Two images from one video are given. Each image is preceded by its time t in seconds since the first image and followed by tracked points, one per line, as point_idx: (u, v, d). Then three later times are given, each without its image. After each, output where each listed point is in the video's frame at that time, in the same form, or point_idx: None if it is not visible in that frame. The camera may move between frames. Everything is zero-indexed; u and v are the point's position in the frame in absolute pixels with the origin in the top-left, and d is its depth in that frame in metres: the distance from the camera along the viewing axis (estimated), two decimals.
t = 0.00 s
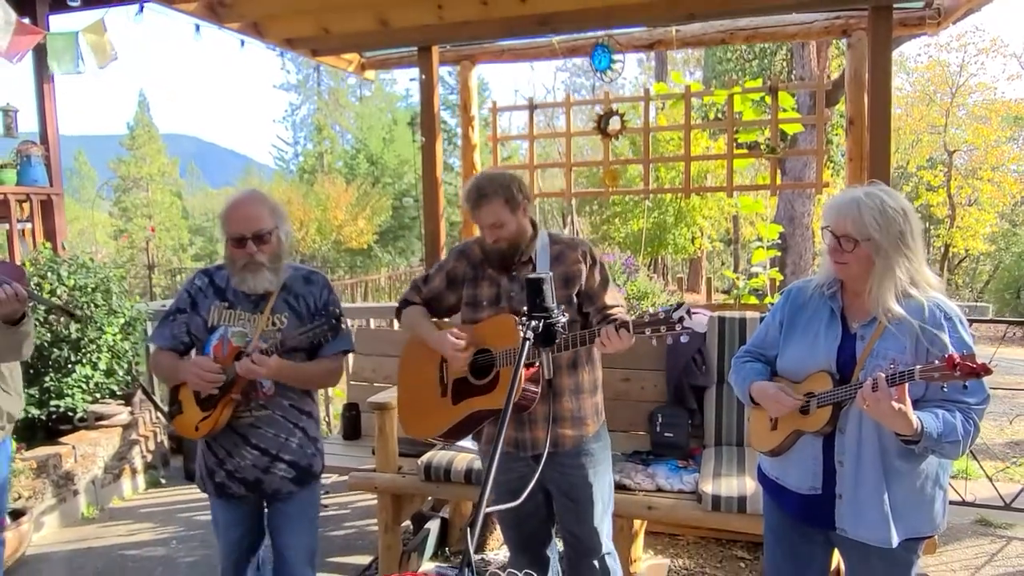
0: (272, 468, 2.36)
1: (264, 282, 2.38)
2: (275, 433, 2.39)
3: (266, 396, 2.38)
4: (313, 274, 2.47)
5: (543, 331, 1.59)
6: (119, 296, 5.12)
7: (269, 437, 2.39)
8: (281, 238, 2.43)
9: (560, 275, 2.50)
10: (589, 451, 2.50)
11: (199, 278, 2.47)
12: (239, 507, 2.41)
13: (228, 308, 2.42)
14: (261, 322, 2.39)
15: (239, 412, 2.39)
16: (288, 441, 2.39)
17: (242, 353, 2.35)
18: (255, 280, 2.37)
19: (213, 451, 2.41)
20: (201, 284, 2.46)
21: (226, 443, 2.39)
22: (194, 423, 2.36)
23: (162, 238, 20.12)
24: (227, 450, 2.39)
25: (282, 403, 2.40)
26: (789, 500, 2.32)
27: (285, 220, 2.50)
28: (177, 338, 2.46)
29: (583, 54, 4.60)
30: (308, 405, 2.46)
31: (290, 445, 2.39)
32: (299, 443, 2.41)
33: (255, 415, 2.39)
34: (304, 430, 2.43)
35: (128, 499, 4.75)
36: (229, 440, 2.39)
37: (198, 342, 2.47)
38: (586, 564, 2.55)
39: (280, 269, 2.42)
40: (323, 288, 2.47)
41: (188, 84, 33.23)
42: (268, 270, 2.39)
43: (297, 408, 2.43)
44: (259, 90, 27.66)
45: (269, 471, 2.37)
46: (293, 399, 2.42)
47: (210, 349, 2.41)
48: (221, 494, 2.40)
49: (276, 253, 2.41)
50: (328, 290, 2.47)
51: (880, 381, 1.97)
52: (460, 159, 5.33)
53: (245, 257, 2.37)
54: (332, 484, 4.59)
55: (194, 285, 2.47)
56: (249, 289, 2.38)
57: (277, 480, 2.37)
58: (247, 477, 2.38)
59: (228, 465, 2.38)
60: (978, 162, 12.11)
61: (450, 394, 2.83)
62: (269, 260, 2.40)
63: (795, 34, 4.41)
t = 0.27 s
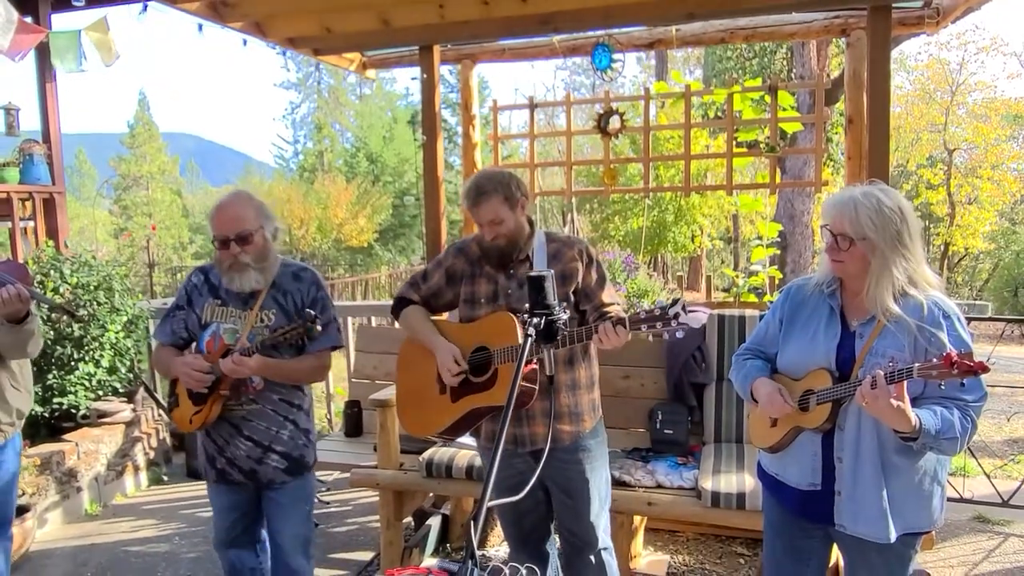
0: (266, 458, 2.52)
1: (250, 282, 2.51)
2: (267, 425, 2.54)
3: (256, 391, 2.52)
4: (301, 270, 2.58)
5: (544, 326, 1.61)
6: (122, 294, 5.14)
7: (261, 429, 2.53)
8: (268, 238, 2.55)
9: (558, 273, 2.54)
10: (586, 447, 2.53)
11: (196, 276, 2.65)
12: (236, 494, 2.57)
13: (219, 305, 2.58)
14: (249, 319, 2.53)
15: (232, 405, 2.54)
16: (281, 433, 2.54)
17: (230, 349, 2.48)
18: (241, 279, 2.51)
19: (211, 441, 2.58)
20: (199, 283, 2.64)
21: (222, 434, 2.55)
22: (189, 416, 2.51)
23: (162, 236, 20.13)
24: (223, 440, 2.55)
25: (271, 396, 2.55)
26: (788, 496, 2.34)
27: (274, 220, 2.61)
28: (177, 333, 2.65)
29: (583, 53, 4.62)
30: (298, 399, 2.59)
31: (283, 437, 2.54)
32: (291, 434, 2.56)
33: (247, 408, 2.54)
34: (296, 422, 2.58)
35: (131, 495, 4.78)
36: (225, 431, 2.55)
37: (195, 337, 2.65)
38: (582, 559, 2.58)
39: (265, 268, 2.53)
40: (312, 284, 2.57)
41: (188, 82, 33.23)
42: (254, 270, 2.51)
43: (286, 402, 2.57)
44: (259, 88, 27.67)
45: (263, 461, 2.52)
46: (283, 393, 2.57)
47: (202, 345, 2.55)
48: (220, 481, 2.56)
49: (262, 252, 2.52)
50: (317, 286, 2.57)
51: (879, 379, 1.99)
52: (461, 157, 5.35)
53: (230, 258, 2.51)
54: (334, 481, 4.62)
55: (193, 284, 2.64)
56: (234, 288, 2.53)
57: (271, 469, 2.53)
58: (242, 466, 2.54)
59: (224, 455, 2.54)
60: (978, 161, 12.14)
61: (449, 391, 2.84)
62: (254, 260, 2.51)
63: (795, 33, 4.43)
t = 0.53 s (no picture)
0: (259, 449, 2.54)
1: (239, 275, 2.52)
2: (259, 416, 2.55)
3: (249, 381, 2.54)
4: (289, 262, 2.58)
5: (545, 323, 1.62)
6: (123, 291, 5.16)
7: (254, 420, 2.55)
8: (258, 232, 2.55)
9: (556, 270, 2.54)
10: (582, 444, 2.54)
11: (192, 272, 2.66)
12: (232, 484, 2.61)
13: (213, 299, 2.59)
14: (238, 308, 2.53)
15: (226, 395, 2.56)
16: (274, 423, 2.56)
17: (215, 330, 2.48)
18: (231, 272, 2.51)
19: (206, 431, 2.61)
20: (194, 278, 2.65)
21: (216, 424, 2.58)
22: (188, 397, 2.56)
23: (162, 234, 20.15)
24: (217, 431, 2.58)
25: (264, 387, 2.56)
26: (786, 492, 2.36)
27: (265, 215, 2.62)
28: (177, 328, 2.66)
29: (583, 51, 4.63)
30: (292, 390, 2.60)
31: (275, 428, 2.56)
32: (284, 425, 2.58)
33: (239, 399, 2.56)
34: (289, 412, 2.59)
35: (132, 492, 4.80)
36: (219, 421, 2.57)
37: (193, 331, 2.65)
38: (574, 555, 2.59)
39: (255, 263, 2.54)
40: (301, 275, 2.57)
41: (188, 80, 33.22)
42: (242, 262, 2.51)
43: (280, 393, 2.58)
44: (260, 86, 27.66)
45: (257, 451, 2.55)
46: (277, 384, 2.58)
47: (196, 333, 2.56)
48: (216, 472, 2.59)
49: (251, 246, 2.53)
50: (306, 277, 2.56)
51: (878, 375, 2.00)
52: (461, 155, 5.36)
53: (219, 251, 2.52)
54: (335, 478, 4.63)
55: (188, 280, 2.66)
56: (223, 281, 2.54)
57: (264, 459, 2.55)
58: (237, 456, 2.56)
59: (218, 445, 2.57)
60: (978, 159, 12.15)
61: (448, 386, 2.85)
62: (244, 254, 2.52)
63: (795, 32, 4.44)
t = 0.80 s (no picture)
0: (253, 444, 2.55)
1: (234, 268, 2.53)
2: (252, 410, 2.56)
3: (241, 375, 2.55)
4: (284, 256, 2.58)
5: (542, 318, 1.63)
6: (123, 288, 5.17)
7: (248, 414, 2.56)
8: (254, 226, 2.56)
9: (555, 267, 2.53)
10: (580, 440, 2.55)
11: (192, 269, 2.68)
12: (228, 480, 2.62)
13: (210, 294, 2.60)
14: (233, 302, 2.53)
15: (218, 390, 2.56)
16: (266, 418, 2.56)
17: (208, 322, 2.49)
18: (226, 264, 2.53)
19: (201, 426, 2.62)
20: (194, 274, 2.67)
21: (211, 419, 2.59)
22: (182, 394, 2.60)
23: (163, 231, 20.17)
24: (212, 426, 2.59)
25: (256, 381, 2.56)
26: (783, 487, 2.36)
27: (263, 210, 2.62)
28: (177, 326, 2.67)
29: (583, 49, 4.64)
30: (286, 384, 2.60)
31: (268, 422, 2.56)
32: (277, 419, 2.58)
33: (232, 393, 2.56)
34: (282, 407, 2.59)
35: (132, 488, 4.81)
36: (213, 416, 2.58)
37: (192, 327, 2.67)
38: (572, 550, 2.59)
39: (249, 256, 2.55)
40: (296, 270, 2.57)
41: (188, 77, 33.14)
42: (236, 255, 2.53)
43: (273, 387, 2.58)
44: (261, 84, 27.64)
45: (251, 446, 2.56)
46: (269, 378, 2.58)
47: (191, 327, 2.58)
48: (212, 467, 2.60)
49: (246, 239, 2.54)
50: (301, 272, 2.57)
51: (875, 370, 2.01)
52: (461, 152, 5.37)
53: (215, 243, 2.54)
54: (335, 474, 4.64)
55: (190, 276, 2.68)
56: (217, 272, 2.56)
57: (258, 454, 2.56)
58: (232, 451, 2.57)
59: (213, 441, 2.58)
60: (980, 158, 12.13)
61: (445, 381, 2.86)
62: (239, 246, 2.54)
63: (795, 29, 4.44)
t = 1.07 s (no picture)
0: (248, 443, 2.57)
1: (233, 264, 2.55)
2: (246, 410, 2.58)
3: (235, 373, 2.57)
4: (285, 253, 2.59)
5: (540, 315, 1.65)
6: (127, 286, 5.20)
7: (243, 414, 2.58)
8: (255, 223, 2.57)
9: (556, 266, 2.54)
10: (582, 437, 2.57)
11: (200, 268, 2.72)
12: (228, 480, 2.65)
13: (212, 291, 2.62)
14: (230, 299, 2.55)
15: (214, 388, 2.60)
16: (261, 417, 2.58)
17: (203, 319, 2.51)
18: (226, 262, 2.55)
19: (203, 426, 2.66)
20: (201, 274, 2.70)
21: (210, 418, 2.63)
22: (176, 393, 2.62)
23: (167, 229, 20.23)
24: (210, 426, 2.63)
25: (251, 380, 2.58)
26: (781, 484, 2.38)
27: (266, 207, 2.63)
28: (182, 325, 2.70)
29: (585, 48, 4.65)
30: (282, 384, 2.60)
31: (262, 422, 2.58)
32: (271, 419, 2.59)
33: (226, 392, 2.59)
34: (276, 406, 2.60)
35: (136, 484, 4.84)
36: (212, 415, 2.63)
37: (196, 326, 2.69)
38: (572, 547, 2.61)
39: (249, 252, 2.56)
40: (296, 267, 2.58)
41: (192, 76, 33.19)
42: (235, 251, 2.55)
43: (268, 386, 2.59)
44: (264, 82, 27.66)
45: (247, 446, 2.58)
46: (263, 377, 2.59)
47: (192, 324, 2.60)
48: (211, 467, 2.64)
49: (247, 235, 2.56)
50: (301, 269, 2.57)
51: (872, 368, 2.02)
52: (464, 151, 5.39)
53: (218, 239, 2.58)
54: (337, 472, 4.66)
55: (196, 276, 2.70)
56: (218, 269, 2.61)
57: (254, 454, 2.58)
58: (229, 451, 2.61)
59: (212, 440, 2.62)
60: (984, 157, 12.10)
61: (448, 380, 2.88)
62: (239, 242, 2.56)
63: (797, 28, 4.44)
